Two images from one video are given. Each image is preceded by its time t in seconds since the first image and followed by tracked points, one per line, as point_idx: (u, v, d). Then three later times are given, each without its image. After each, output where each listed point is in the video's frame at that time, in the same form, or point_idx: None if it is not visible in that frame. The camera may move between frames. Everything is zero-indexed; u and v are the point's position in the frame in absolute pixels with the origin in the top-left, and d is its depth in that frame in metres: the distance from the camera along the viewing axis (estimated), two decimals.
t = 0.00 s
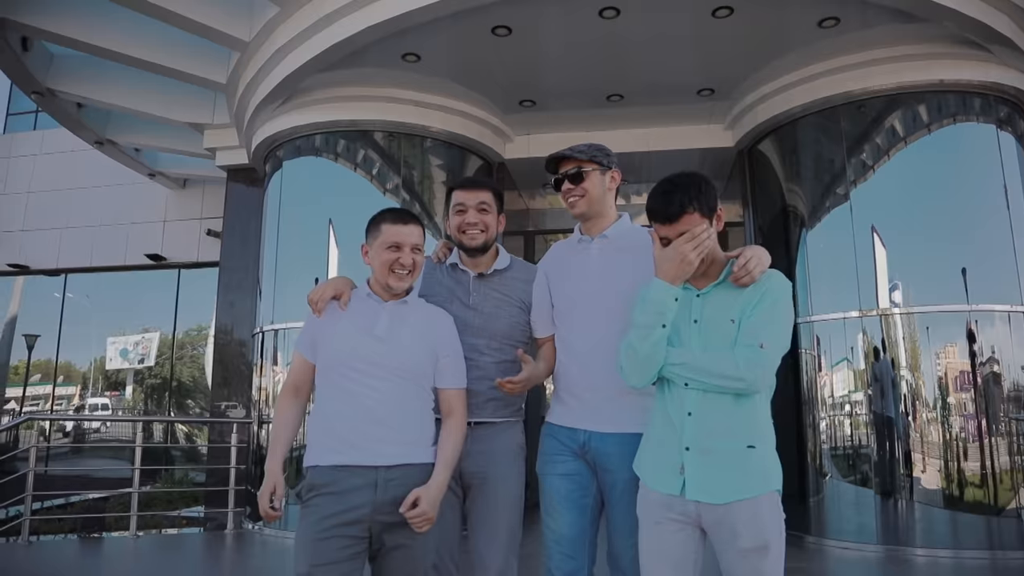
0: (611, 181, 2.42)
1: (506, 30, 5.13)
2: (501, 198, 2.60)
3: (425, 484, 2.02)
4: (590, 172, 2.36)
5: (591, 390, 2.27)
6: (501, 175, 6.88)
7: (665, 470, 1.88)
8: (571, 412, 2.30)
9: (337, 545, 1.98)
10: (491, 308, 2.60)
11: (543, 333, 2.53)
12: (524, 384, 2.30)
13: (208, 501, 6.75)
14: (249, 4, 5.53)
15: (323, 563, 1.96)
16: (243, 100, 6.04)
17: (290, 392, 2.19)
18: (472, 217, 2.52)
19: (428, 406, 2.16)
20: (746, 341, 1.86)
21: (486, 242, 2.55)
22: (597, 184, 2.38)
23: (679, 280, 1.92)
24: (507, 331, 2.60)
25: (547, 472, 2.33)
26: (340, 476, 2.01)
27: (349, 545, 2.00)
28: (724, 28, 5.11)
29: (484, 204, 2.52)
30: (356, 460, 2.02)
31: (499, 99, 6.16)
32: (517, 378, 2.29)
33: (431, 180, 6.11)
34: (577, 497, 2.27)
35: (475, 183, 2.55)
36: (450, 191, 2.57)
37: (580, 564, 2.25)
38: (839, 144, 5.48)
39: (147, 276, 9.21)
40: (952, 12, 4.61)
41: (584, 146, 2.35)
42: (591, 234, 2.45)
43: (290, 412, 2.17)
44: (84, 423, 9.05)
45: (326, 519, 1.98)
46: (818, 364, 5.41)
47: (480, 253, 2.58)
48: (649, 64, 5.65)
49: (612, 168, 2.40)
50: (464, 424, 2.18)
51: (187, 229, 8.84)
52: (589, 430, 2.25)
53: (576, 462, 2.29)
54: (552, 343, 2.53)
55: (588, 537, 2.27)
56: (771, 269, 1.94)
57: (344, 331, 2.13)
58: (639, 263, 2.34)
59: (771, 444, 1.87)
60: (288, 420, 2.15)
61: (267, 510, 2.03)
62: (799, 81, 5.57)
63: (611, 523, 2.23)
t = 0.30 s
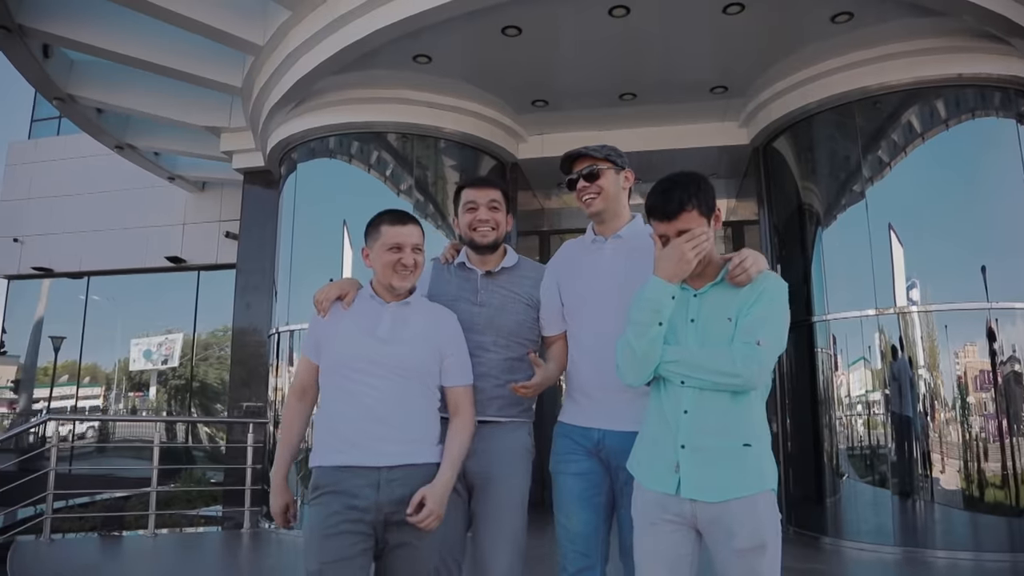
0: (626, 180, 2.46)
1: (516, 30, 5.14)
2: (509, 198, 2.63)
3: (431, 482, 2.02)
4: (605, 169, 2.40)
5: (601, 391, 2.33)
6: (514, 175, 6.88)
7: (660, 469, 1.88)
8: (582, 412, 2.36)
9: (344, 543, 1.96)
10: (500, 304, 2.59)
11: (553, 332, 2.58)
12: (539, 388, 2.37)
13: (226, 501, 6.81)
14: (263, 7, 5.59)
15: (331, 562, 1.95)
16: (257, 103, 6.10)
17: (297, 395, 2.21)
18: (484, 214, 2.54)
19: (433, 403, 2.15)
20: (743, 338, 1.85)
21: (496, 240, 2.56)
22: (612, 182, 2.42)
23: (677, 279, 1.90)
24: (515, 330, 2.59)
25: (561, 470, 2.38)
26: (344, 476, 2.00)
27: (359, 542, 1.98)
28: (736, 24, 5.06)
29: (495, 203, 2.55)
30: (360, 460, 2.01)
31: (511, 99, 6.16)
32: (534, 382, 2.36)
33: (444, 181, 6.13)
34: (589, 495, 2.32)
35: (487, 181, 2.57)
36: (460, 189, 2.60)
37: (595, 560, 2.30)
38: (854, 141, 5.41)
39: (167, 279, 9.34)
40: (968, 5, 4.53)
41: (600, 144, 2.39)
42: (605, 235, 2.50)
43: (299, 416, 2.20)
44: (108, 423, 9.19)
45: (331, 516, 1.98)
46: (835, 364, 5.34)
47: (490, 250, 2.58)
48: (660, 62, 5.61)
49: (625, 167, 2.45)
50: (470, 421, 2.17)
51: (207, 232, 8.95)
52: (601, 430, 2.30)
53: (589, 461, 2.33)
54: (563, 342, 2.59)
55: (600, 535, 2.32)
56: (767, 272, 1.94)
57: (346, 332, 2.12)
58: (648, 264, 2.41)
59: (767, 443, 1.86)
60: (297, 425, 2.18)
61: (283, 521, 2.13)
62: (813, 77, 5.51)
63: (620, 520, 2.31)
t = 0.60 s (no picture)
0: (642, 182, 2.54)
1: (525, 30, 5.13)
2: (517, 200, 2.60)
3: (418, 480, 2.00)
4: (622, 172, 2.48)
5: (615, 392, 2.37)
6: (528, 175, 6.88)
7: (657, 471, 1.86)
8: (595, 411, 2.40)
9: (333, 547, 1.98)
10: (510, 310, 2.58)
11: (563, 334, 2.60)
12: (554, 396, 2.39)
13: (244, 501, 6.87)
14: (275, 12, 5.65)
15: (324, 565, 1.96)
16: (271, 106, 6.16)
17: (296, 393, 2.21)
18: (490, 221, 2.51)
19: (433, 403, 2.16)
20: (739, 338, 1.84)
21: (504, 247, 2.54)
22: (629, 184, 2.50)
23: (675, 279, 1.89)
24: (524, 335, 2.58)
25: (570, 468, 2.41)
26: (337, 479, 2.02)
27: (343, 548, 1.99)
28: (746, 21, 5.03)
29: (501, 209, 2.52)
30: (353, 462, 2.02)
31: (524, 100, 6.16)
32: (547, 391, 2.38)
33: (456, 182, 6.16)
34: (596, 494, 2.36)
35: (493, 186, 2.53)
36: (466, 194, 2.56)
37: (593, 560, 2.30)
38: (870, 137, 5.34)
39: (187, 281, 9.46)
40: None
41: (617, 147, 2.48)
42: (622, 238, 2.57)
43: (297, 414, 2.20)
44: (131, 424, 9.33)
45: (322, 521, 1.99)
46: (851, 363, 5.28)
47: (497, 258, 2.56)
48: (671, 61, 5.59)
49: (641, 170, 2.53)
50: (472, 420, 2.16)
51: (226, 234, 9.06)
52: (614, 430, 2.34)
53: (599, 461, 2.36)
54: (575, 343, 2.60)
55: (602, 534, 2.34)
56: (767, 275, 1.91)
57: (345, 331, 2.13)
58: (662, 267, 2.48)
59: (765, 444, 1.85)
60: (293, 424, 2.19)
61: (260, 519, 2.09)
62: (827, 74, 5.45)
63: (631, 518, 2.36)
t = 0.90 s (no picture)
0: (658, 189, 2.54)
1: (534, 32, 5.13)
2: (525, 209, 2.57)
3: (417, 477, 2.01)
4: (639, 175, 2.48)
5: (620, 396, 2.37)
6: (540, 177, 6.88)
7: (654, 476, 1.86)
8: (597, 413, 2.39)
9: (326, 548, 1.99)
10: (517, 323, 2.56)
11: (570, 341, 2.59)
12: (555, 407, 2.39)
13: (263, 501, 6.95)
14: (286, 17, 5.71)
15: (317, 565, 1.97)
16: (284, 111, 6.22)
17: (295, 389, 2.22)
18: (495, 229, 2.50)
19: (433, 408, 2.18)
20: (736, 341, 1.81)
21: (509, 256, 2.52)
22: (645, 188, 2.49)
23: (668, 281, 1.87)
24: (532, 345, 2.56)
25: (568, 468, 2.39)
26: (334, 481, 2.03)
27: (340, 549, 2.01)
28: (756, 19, 4.98)
29: (506, 217, 2.50)
30: (351, 466, 2.03)
31: (535, 102, 6.16)
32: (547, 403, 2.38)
33: (469, 184, 6.19)
34: (593, 494, 2.34)
35: (501, 194, 2.51)
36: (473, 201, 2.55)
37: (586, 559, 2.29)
38: (885, 134, 5.26)
39: (206, 284, 9.59)
40: None
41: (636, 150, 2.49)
42: (635, 241, 2.56)
43: (296, 409, 2.21)
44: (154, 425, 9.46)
45: (320, 522, 2.00)
46: (867, 362, 5.21)
47: (505, 266, 2.55)
48: (681, 60, 5.56)
49: (659, 176, 2.53)
50: (473, 420, 2.14)
51: (244, 237, 9.17)
52: (618, 434, 2.33)
53: (600, 462, 2.36)
54: (580, 351, 2.59)
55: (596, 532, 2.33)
56: (768, 277, 1.88)
57: (344, 334, 2.16)
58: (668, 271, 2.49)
59: (763, 449, 1.83)
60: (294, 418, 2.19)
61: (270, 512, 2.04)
62: (841, 71, 5.38)
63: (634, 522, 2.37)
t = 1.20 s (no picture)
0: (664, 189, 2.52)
1: (545, 32, 5.11)
2: (535, 204, 2.57)
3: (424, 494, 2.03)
4: (644, 174, 2.47)
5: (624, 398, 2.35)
6: (555, 176, 6.86)
7: (663, 478, 1.84)
8: (603, 419, 2.37)
9: (324, 546, 1.99)
10: (525, 316, 2.53)
11: (574, 341, 2.58)
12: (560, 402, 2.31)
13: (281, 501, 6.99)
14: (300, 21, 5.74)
15: (314, 563, 1.97)
16: (299, 114, 6.26)
17: (302, 390, 2.22)
18: (503, 219, 2.50)
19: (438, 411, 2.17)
20: (741, 337, 1.78)
21: (516, 246, 2.50)
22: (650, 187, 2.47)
23: (675, 280, 1.85)
24: (539, 341, 2.53)
25: (578, 482, 2.38)
26: (334, 481, 2.03)
27: (339, 547, 2.01)
28: (769, 15, 4.92)
29: (514, 209, 2.51)
30: (351, 467, 2.03)
31: (549, 102, 6.15)
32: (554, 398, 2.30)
33: (483, 184, 6.20)
34: (605, 506, 2.33)
35: (511, 187, 2.53)
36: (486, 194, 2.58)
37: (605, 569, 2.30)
38: (904, 130, 5.17)
39: (226, 286, 9.68)
40: None
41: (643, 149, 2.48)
42: (637, 241, 2.57)
43: (301, 411, 2.21)
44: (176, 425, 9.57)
45: (318, 520, 2.01)
46: (886, 362, 5.12)
47: (513, 258, 2.54)
48: (695, 58, 5.51)
49: (664, 176, 2.51)
50: (474, 429, 2.14)
51: (263, 239, 9.25)
52: (624, 439, 2.31)
53: (608, 471, 2.34)
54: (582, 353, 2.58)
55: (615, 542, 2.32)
56: (773, 272, 1.86)
57: (351, 336, 2.15)
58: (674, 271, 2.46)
59: (773, 448, 1.80)
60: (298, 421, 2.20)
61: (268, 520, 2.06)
62: (858, 66, 5.30)
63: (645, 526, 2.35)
